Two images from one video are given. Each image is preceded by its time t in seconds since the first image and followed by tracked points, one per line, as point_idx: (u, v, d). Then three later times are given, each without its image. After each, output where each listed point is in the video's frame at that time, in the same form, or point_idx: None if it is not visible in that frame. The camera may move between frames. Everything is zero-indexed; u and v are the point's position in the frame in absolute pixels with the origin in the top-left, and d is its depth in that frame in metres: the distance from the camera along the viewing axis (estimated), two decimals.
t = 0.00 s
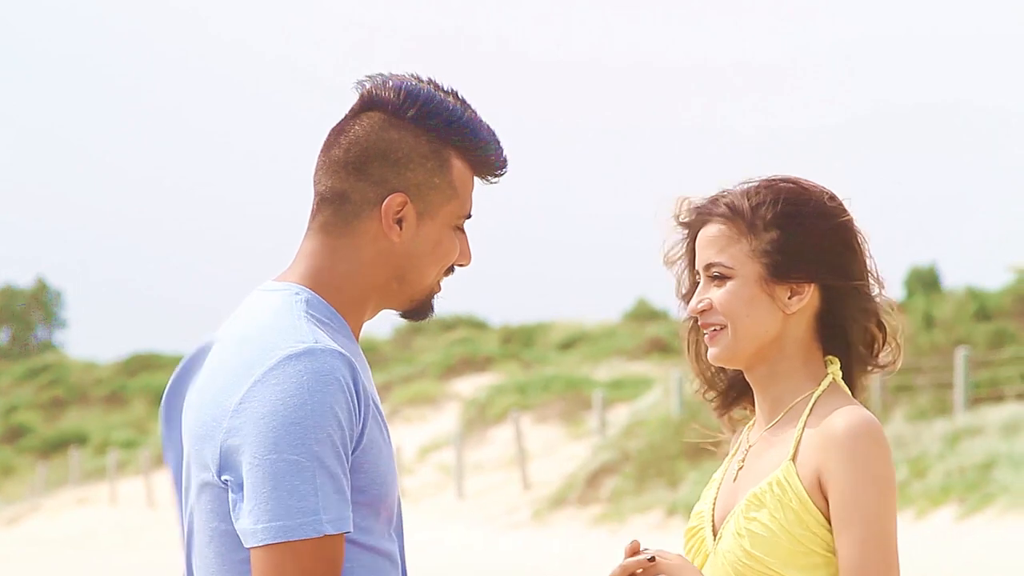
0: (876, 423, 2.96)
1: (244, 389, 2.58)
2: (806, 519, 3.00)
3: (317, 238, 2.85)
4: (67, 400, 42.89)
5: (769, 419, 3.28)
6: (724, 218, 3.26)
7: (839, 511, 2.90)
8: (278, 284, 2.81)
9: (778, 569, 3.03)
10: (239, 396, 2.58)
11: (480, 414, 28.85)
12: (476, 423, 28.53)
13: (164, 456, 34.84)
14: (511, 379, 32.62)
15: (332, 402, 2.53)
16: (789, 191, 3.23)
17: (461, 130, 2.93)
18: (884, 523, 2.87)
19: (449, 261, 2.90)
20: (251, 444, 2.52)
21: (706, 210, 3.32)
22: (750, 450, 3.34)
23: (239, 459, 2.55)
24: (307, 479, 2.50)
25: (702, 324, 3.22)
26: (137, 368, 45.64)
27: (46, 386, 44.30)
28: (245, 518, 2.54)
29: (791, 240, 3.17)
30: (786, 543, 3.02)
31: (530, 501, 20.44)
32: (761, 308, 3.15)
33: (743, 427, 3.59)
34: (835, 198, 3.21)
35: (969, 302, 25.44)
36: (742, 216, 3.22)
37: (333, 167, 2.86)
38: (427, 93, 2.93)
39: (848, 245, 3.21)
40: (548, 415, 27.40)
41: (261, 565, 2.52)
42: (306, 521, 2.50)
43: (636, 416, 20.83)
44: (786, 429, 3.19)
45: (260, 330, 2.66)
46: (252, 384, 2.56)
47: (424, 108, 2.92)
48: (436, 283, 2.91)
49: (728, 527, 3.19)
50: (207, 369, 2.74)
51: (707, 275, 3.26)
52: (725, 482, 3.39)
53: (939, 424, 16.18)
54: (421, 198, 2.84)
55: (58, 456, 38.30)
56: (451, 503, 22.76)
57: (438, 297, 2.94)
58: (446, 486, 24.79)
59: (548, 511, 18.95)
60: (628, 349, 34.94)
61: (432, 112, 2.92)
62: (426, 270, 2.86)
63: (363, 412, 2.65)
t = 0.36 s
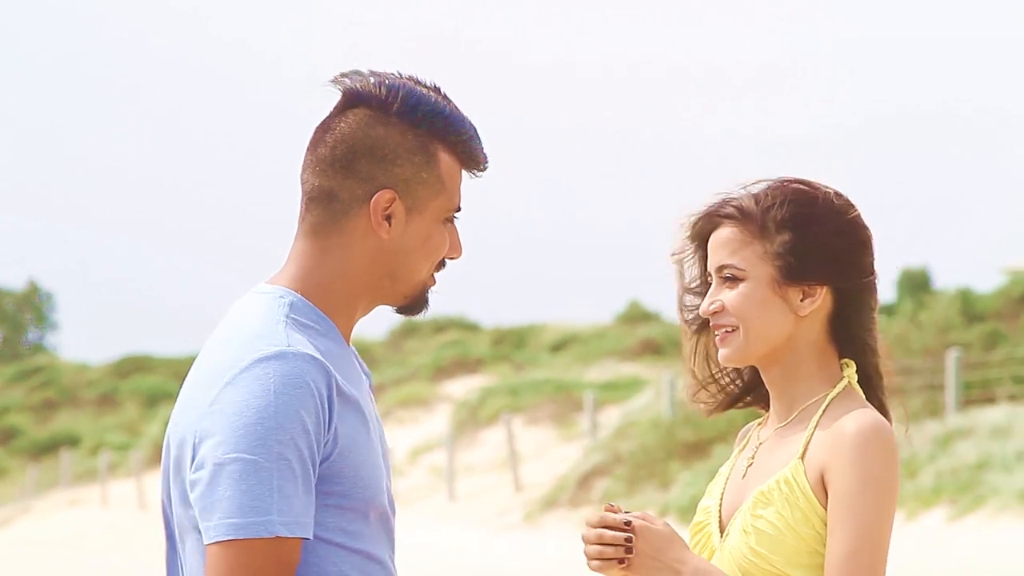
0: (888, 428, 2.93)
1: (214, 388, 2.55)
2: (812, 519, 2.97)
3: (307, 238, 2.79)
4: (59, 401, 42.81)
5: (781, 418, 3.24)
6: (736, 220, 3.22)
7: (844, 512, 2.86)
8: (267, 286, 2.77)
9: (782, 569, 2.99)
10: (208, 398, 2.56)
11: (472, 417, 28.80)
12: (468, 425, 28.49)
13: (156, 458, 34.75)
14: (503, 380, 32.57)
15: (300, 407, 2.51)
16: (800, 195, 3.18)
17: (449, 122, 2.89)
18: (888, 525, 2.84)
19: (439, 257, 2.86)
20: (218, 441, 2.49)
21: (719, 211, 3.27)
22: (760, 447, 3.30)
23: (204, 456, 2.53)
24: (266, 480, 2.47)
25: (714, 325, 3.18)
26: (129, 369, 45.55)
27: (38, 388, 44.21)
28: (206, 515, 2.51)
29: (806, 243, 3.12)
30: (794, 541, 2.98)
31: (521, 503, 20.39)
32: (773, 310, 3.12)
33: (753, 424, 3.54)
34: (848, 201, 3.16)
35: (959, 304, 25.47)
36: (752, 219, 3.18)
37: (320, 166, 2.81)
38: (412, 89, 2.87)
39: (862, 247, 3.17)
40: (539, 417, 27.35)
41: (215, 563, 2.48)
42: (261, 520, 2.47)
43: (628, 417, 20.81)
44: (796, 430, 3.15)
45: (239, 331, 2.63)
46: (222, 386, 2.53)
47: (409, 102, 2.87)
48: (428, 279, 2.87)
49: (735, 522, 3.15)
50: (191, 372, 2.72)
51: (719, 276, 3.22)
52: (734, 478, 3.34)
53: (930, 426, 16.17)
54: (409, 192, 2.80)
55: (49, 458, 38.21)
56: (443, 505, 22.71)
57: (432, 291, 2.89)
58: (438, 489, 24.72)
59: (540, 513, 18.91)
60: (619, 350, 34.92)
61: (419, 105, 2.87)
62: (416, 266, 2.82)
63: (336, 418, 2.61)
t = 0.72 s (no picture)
0: (878, 437, 2.88)
1: (185, 395, 2.49)
2: (799, 526, 2.92)
3: (284, 241, 2.75)
4: (42, 405, 42.64)
5: (771, 420, 3.19)
6: (745, 218, 3.18)
7: (835, 520, 2.82)
8: (241, 289, 2.71)
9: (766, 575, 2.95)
10: (177, 405, 2.49)
11: (456, 420, 28.75)
12: (453, 428, 28.44)
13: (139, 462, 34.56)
14: (487, 384, 32.50)
15: (273, 410, 2.45)
16: (809, 198, 3.14)
17: (435, 128, 2.83)
18: (879, 537, 2.80)
19: (420, 266, 2.79)
20: (190, 446, 2.43)
21: (728, 209, 3.24)
22: (749, 451, 3.24)
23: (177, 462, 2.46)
24: (241, 482, 2.40)
25: (714, 322, 3.14)
26: (112, 372, 45.39)
27: (21, 392, 44.02)
28: (184, 524, 2.44)
29: (812, 247, 3.08)
30: (781, 547, 2.93)
31: (505, 506, 20.34)
32: (775, 312, 3.07)
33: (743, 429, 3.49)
34: (856, 210, 3.13)
35: (941, 306, 25.56)
36: (760, 219, 3.14)
37: (299, 170, 2.77)
38: (401, 95, 2.83)
39: (865, 255, 3.13)
40: (523, 420, 27.31)
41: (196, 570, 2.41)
42: (238, 523, 2.40)
43: (611, 420, 20.80)
44: (786, 433, 3.10)
45: (207, 338, 2.57)
46: (192, 391, 2.47)
47: (395, 107, 2.81)
48: (410, 290, 2.80)
49: (721, 525, 3.10)
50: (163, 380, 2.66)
51: (723, 273, 3.18)
52: (721, 481, 3.30)
53: (914, 429, 16.19)
54: (387, 197, 2.74)
55: (32, 462, 38.02)
56: (427, 509, 22.65)
57: (415, 302, 2.82)
58: (422, 492, 24.66)
59: (524, 516, 18.86)
60: (603, 354, 34.93)
61: (405, 110, 2.81)
62: (398, 273, 2.75)
63: (310, 419, 2.56)
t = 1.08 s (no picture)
0: (866, 443, 2.91)
1: (185, 401, 2.49)
2: (789, 532, 2.94)
3: (269, 241, 2.77)
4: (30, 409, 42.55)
5: (758, 424, 3.21)
6: (732, 221, 3.20)
7: (834, 524, 2.84)
8: (226, 291, 2.73)
9: None
10: (179, 412, 2.49)
11: (445, 423, 28.74)
12: (442, 431, 28.43)
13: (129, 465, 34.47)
14: (477, 387, 32.51)
15: (278, 399, 2.47)
16: (799, 200, 3.15)
17: (423, 135, 2.83)
18: (873, 540, 2.83)
19: (405, 274, 2.80)
20: (208, 447, 2.43)
21: (714, 211, 3.26)
22: (735, 453, 3.26)
23: (193, 472, 2.46)
24: (266, 473, 2.42)
25: (702, 325, 3.17)
26: (101, 376, 45.29)
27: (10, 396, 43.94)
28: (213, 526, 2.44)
29: (800, 249, 3.10)
30: (769, 551, 2.95)
31: (494, 509, 20.35)
32: (763, 314, 3.09)
33: (727, 431, 3.51)
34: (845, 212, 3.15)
35: (929, 309, 25.63)
36: (750, 221, 3.15)
37: (288, 173, 2.78)
38: (393, 99, 2.84)
39: (854, 260, 3.15)
40: (512, 423, 27.30)
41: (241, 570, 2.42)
42: (274, 514, 2.41)
43: (601, 423, 20.82)
44: (773, 437, 3.12)
45: (193, 345, 2.57)
46: (195, 396, 2.47)
47: (387, 113, 2.82)
48: (391, 300, 2.82)
49: (709, 529, 3.12)
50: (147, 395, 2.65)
51: (710, 276, 3.20)
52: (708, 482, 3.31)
53: (902, 431, 16.23)
54: (374, 202, 2.75)
55: (21, 465, 37.91)
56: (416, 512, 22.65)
57: (393, 312, 2.85)
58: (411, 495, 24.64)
59: (514, 518, 18.86)
60: (593, 357, 34.97)
61: (399, 119, 2.82)
62: (381, 280, 2.77)
63: (312, 407, 2.59)
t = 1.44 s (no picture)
0: (862, 445, 2.94)
1: (203, 389, 2.53)
2: (787, 535, 2.97)
3: (282, 244, 2.79)
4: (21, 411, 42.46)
5: (752, 428, 3.24)
6: (714, 226, 3.23)
7: (831, 527, 2.88)
8: (239, 292, 2.75)
9: None
10: (198, 396, 2.53)
11: (436, 425, 28.76)
12: (433, 433, 28.45)
13: (120, 467, 34.42)
14: (468, 389, 32.54)
15: (294, 404, 2.49)
16: (780, 201, 3.19)
17: (424, 132, 2.87)
18: (870, 539, 2.86)
19: (418, 274, 2.84)
20: (209, 437, 2.47)
21: (697, 217, 3.30)
22: (730, 456, 3.28)
23: (194, 452, 2.50)
24: (259, 471, 2.44)
25: (691, 331, 3.20)
26: (92, 378, 45.24)
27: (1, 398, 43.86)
28: (197, 510, 2.48)
29: (784, 248, 3.14)
30: (767, 555, 2.99)
31: (486, 511, 20.38)
32: (749, 314, 3.13)
33: (718, 429, 3.53)
34: (823, 207, 3.19)
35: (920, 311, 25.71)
36: (731, 225, 3.20)
37: (296, 179, 2.81)
38: (394, 101, 2.88)
39: (841, 257, 3.20)
40: (503, 425, 27.32)
41: (208, 559, 2.44)
42: (252, 513, 2.44)
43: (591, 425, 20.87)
44: (769, 440, 3.15)
45: (222, 334, 2.61)
46: (212, 384, 2.51)
47: (388, 115, 2.86)
48: (409, 300, 2.85)
49: (707, 533, 3.15)
50: (171, 378, 2.70)
51: (696, 283, 3.24)
52: (704, 484, 3.34)
53: (894, 434, 16.27)
54: (386, 202, 2.79)
55: (12, 467, 37.85)
56: (408, 513, 22.67)
57: (413, 312, 2.87)
58: (403, 497, 24.65)
59: (504, 521, 18.89)
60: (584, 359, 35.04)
61: (396, 117, 2.86)
62: (396, 280, 2.80)
63: (325, 418, 2.60)
